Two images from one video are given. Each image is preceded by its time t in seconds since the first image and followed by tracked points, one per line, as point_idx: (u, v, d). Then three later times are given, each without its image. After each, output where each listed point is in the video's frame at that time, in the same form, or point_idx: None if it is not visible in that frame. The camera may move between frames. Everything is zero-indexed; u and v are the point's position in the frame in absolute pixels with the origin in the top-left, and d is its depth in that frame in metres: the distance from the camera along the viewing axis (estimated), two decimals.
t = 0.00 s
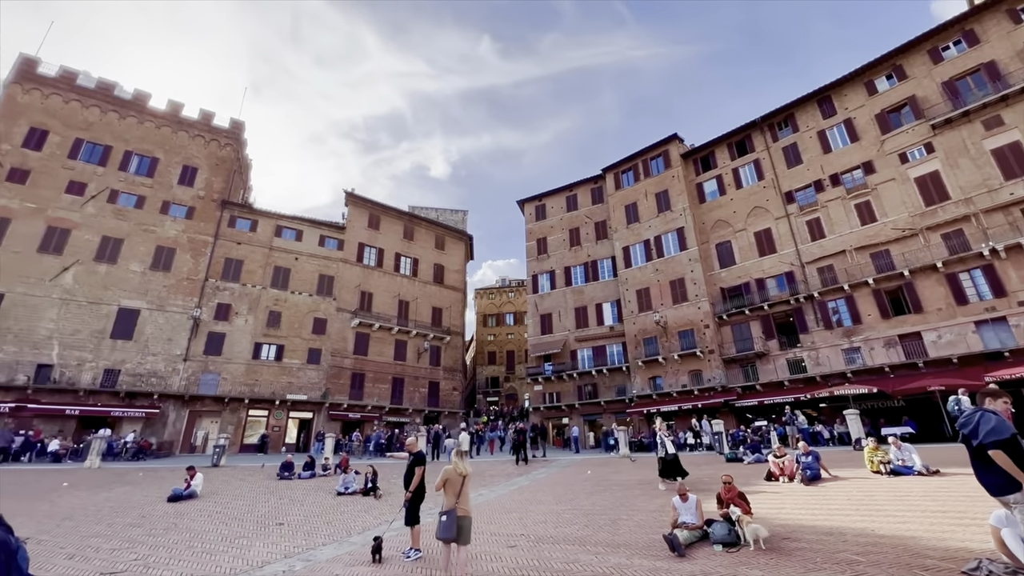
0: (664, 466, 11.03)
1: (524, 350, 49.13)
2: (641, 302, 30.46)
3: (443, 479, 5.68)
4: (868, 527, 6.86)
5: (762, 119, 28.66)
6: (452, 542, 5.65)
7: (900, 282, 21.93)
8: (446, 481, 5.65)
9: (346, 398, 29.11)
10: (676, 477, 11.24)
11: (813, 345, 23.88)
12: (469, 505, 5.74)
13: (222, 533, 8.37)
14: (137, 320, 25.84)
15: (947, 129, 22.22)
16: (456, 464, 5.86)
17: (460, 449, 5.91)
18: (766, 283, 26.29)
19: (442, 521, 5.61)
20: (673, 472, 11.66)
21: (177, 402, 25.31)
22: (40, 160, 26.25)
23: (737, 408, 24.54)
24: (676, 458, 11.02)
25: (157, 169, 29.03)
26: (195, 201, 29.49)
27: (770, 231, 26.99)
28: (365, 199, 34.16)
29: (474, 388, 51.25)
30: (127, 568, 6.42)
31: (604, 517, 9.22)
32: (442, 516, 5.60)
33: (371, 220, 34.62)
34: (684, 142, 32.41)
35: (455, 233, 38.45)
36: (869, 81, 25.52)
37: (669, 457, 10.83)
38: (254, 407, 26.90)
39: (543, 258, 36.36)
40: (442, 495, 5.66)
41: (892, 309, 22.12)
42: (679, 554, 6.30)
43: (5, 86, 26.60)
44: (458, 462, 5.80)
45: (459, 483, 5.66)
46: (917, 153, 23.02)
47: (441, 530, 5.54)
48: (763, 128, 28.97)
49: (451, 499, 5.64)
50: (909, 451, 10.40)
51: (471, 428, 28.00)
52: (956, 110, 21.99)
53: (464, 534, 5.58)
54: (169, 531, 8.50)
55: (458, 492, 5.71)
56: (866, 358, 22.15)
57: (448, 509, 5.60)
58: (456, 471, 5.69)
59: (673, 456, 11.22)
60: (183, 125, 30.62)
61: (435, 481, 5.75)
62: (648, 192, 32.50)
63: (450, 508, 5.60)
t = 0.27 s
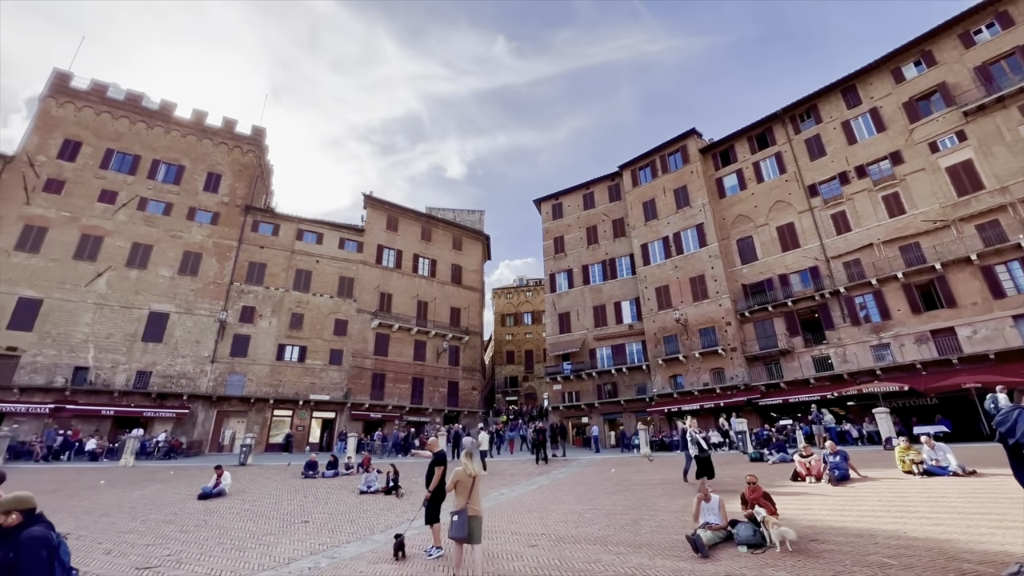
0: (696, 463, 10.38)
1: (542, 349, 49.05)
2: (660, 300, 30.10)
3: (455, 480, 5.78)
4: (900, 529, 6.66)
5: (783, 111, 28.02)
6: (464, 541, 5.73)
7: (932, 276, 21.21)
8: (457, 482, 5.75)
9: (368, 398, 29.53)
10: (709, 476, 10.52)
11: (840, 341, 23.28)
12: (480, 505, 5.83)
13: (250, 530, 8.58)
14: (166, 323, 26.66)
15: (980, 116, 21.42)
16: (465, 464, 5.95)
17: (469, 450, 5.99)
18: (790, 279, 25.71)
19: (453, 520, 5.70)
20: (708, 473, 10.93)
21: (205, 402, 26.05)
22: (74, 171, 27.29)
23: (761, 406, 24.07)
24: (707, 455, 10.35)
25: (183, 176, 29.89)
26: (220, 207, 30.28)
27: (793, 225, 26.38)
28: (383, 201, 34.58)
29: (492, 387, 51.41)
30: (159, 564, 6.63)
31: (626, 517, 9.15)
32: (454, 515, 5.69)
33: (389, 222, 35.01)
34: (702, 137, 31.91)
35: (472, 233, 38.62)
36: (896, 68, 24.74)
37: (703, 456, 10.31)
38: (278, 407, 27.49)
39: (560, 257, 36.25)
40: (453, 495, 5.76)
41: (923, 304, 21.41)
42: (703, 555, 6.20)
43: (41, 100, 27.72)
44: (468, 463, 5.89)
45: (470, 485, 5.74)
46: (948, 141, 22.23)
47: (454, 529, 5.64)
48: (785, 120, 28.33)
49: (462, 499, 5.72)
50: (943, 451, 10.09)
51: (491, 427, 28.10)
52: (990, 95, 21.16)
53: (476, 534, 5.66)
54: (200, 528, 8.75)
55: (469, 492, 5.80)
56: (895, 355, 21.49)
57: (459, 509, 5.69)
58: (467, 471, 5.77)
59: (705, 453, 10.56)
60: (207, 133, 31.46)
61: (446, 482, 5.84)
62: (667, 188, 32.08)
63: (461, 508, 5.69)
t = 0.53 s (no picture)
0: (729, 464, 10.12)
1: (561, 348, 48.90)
2: (680, 297, 29.70)
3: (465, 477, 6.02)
4: (934, 530, 6.45)
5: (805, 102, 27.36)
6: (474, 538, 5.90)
7: (965, 268, 20.46)
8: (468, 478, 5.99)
9: (388, 398, 29.89)
10: (740, 477, 10.25)
11: (867, 337, 22.64)
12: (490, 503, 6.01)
13: (277, 528, 8.78)
14: (194, 326, 27.43)
15: (1015, 101, 20.57)
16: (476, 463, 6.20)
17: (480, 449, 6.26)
18: (814, 274, 25.09)
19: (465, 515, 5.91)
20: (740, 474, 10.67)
21: (232, 403, 26.71)
22: (105, 180, 28.26)
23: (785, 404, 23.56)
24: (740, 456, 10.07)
25: (207, 183, 30.70)
26: (242, 212, 31.01)
27: (817, 218, 25.75)
28: (401, 203, 34.93)
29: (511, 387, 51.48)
30: (191, 559, 6.84)
31: (647, 516, 9.07)
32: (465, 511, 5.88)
33: (407, 223, 35.34)
34: (720, 131, 31.37)
35: (489, 233, 38.73)
36: (924, 55, 23.94)
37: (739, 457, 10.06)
38: (302, 407, 28.03)
39: (577, 255, 36.07)
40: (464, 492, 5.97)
41: (956, 298, 20.68)
42: (727, 556, 6.10)
43: (73, 113, 28.80)
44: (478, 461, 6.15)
45: (480, 480, 5.99)
46: (981, 129, 21.42)
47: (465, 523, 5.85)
48: (807, 111, 27.65)
49: (472, 495, 5.94)
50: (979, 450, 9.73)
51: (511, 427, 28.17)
52: None
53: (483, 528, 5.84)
54: (228, 525, 8.99)
55: (479, 489, 6.02)
56: (927, 351, 20.81)
57: (470, 505, 5.88)
58: (477, 467, 6.05)
59: (739, 454, 10.32)
60: (229, 140, 32.24)
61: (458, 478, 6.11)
62: (685, 184, 31.63)
63: (471, 503, 5.88)
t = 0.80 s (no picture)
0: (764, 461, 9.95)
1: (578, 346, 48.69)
2: (699, 293, 29.26)
3: (477, 477, 6.02)
4: (970, 532, 6.24)
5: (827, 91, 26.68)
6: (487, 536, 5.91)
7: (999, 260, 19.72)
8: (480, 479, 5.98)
9: (407, 397, 30.19)
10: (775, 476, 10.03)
11: (896, 332, 21.99)
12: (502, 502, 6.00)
13: (302, 525, 8.96)
14: (219, 328, 28.13)
15: None
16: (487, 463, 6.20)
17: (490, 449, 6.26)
18: (838, 268, 24.46)
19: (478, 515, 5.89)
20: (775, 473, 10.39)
21: (256, 403, 27.32)
22: (132, 187, 29.15)
23: (810, 402, 23.05)
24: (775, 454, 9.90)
25: (229, 188, 31.43)
26: (263, 216, 31.66)
27: (841, 211, 25.09)
28: (417, 204, 35.22)
29: (529, 385, 51.48)
30: (220, 555, 7.02)
31: (669, 516, 8.98)
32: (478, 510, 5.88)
33: (423, 223, 35.62)
34: (739, 124, 30.78)
35: (505, 232, 38.78)
36: (952, 39, 23.14)
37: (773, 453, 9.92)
38: (323, 407, 28.52)
39: (594, 253, 35.85)
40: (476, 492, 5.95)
41: (990, 291, 19.95)
42: (751, 556, 6.00)
43: (102, 123, 29.78)
44: (489, 461, 6.15)
45: (491, 480, 5.98)
46: (1015, 114, 20.63)
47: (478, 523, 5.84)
48: (829, 101, 26.96)
49: (485, 495, 5.91)
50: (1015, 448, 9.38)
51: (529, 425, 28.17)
52: None
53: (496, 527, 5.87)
54: (255, 522, 9.20)
55: (491, 489, 6.00)
56: (959, 346, 20.12)
57: (483, 505, 5.87)
58: (489, 468, 6.03)
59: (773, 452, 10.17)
60: (250, 146, 32.93)
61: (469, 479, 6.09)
62: (703, 178, 31.15)
63: (484, 503, 5.87)
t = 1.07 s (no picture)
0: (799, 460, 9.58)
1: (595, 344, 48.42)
2: (718, 289, 28.80)
3: (488, 473, 6.08)
4: (1006, 532, 6.03)
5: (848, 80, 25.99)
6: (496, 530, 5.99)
7: None
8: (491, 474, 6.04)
9: (425, 396, 30.44)
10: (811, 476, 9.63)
11: (925, 327, 21.35)
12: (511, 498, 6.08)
13: (324, 522, 9.12)
14: (241, 329, 28.75)
15: None
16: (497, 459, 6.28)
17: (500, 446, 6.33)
18: (863, 261, 23.83)
19: (487, 510, 5.95)
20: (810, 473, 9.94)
21: (278, 403, 27.86)
22: (157, 194, 29.96)
23: (835, 399, 22.52)
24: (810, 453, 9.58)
25: (249, 192, 32.08)
26: (283, 219, 32.25)
27: (865, 203, 24.43)
28: (432, 204, 35.44)
29: (546, 384, 51.40)
30: (245, 552, 7.19)
31: (690, 515, 8.89)
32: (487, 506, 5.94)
33: (439, 223, 35.82)
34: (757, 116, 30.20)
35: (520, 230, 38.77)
36: (981, 22, 22.35)
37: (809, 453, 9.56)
38: (344, 406, 28.95)
39: (609, 250, 35.59)
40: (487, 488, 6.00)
41: None
42: (775, 556, 5.90)
43: (127, 132, 30.68)
44: (500, 457, 6.22)
45: (503, 476, 6.07)
46: None
47: (487, 518, 5.90)
48: (851, 89, 26.27)
49: (495, 491, 5.96)
50: None
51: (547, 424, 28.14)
52: None
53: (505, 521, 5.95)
54: (279, 519, 9.40)
55: (502, 485, 6.07)
56: (992, 340, 19.44)
57: (493, 500, 5.93)
58: (501, 464, 6.12)
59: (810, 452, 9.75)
60: (268, 150, 33.55)
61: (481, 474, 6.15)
62: (720, 172, 30.65)
63: (494, 498, 5.93)
